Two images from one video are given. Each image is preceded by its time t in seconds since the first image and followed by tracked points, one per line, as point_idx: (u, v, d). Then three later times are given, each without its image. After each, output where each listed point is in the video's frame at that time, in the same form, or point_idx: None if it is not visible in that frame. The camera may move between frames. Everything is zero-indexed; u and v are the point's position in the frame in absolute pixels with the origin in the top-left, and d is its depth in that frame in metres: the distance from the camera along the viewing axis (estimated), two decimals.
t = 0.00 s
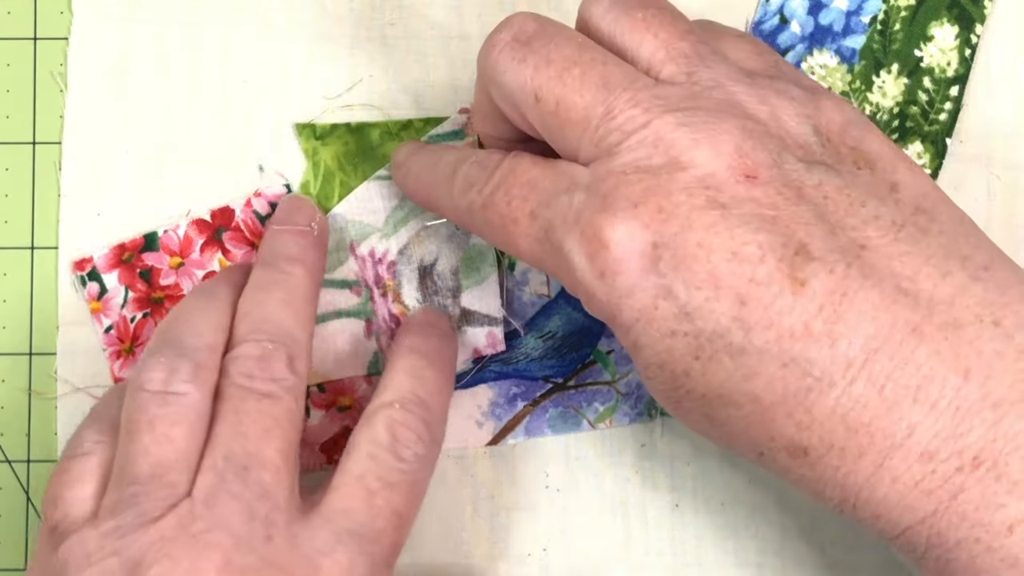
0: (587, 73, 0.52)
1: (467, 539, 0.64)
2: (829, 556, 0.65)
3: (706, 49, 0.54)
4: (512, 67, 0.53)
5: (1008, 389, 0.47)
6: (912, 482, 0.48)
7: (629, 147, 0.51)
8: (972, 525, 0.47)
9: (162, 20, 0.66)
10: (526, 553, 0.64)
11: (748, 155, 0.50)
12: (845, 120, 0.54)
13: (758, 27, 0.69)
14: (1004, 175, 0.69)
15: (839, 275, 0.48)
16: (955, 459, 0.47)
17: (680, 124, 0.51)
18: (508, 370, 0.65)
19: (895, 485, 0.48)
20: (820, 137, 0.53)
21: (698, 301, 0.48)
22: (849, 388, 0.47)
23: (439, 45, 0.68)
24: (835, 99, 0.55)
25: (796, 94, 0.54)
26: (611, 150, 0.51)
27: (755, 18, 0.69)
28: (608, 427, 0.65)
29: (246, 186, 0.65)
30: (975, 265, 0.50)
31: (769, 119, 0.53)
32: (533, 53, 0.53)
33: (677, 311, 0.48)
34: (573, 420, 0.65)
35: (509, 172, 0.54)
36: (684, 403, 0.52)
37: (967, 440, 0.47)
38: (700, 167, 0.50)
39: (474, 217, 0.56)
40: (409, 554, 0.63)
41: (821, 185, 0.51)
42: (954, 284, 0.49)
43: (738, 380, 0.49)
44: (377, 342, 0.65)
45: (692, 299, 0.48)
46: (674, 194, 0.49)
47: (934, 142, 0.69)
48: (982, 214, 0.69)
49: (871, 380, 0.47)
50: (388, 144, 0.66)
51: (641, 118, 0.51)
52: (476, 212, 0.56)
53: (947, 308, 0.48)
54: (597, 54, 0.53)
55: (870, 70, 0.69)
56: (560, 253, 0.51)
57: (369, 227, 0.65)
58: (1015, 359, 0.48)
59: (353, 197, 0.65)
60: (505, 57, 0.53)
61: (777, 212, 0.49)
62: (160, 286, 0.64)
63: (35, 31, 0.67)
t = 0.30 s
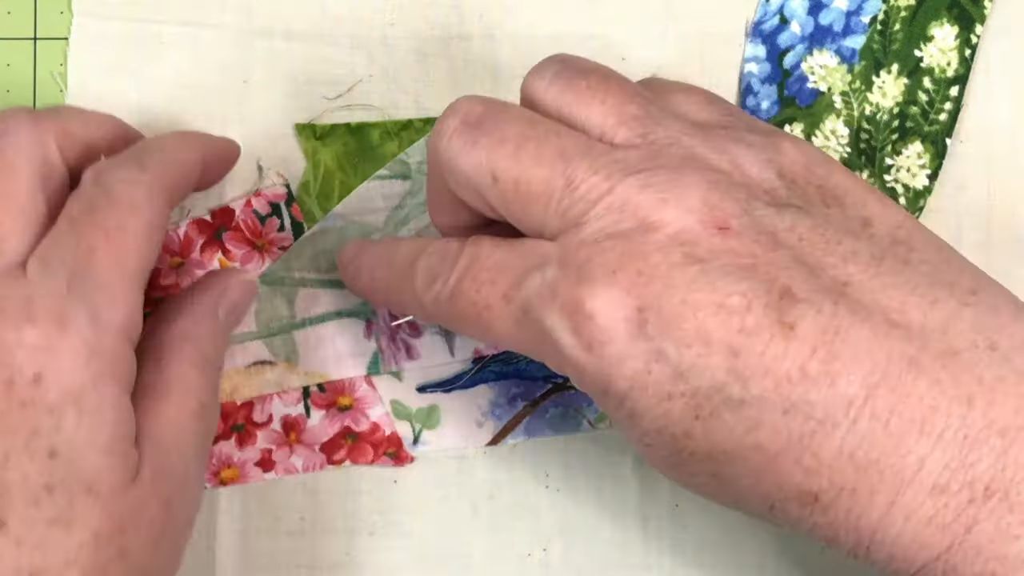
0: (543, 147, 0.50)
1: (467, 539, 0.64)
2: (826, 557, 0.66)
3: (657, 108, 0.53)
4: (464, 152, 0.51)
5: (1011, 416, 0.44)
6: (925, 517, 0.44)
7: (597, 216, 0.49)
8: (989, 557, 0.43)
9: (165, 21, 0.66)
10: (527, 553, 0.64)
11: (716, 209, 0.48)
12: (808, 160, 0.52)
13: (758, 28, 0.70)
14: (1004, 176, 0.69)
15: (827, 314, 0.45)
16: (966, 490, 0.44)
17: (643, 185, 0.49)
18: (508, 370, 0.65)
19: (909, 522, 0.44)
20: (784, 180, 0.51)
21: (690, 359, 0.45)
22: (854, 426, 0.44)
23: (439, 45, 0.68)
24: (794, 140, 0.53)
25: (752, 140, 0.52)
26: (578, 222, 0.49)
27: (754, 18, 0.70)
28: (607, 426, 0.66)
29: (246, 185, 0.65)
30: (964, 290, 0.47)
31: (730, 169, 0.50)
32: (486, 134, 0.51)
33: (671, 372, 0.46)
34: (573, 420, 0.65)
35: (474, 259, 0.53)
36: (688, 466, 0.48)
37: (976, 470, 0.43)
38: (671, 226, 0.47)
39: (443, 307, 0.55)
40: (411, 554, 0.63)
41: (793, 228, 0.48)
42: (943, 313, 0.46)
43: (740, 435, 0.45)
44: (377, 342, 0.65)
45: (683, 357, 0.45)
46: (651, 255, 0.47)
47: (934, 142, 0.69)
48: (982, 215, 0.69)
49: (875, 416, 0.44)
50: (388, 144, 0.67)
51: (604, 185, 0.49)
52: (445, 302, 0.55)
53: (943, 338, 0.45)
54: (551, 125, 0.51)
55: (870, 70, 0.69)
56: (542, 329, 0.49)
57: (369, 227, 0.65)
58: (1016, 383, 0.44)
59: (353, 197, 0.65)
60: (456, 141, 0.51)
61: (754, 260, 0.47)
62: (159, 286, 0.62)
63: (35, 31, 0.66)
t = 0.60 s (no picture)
0: (535, 165, 0.51)
1: (467, 540, 0.64)
2: (831, 557, 0.65)
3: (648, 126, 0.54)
4: (460, 172, 0.53)
5: (1006, 410, 0.43)
6: (920, 512, 0.43)
7: (588, 229, 0.49)
8: (983, 552, 0.42)
9: (165, 20, 0.67)
10: (527, 553, 0.64)
11: (705, 217, 0.48)
12: (799, 171, 0.53)
13: (758, 28, 0.70)
14: (1004, 175, 0.69)
15: (815, 314, 0.45)
16: (961, 484, 0.43)
17: (633, 200, 0.49)
18: (508, 371, 0.65)
19: (904, 517, 0.44)
20: (774, 190, 0.52)
21: (681, 362, 0.45)
22: (844, 424, 0.44)
23: (438, 44, 0.68)
24: (786, 154, 0.54)
25: (745, 153, 0.53)
26: (571, 235, 0.50)
27: (754, 18, 0.70)
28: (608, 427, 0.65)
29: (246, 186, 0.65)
30: (954, 288, 0.46)
31: (720, 182, 0.51)
32: (479, 155, 0.52)
33: (662, 375, 0.46)
34: (573, 421, 0.65)
35: (473, 277, 0.54)
36: (686, 471, 0.48)
37: (971, 464, 0.42)
38: (659, 236, 0.48)
39: (444, 327, 0.56)
40: (411, 555, 0.63)
41: (782, 236, 0.48)
42: (935, 310, 0.45)
43: (731, 435, 0.45)
44: (377, 342, 0.65)
45: (674, 361, 0.45)
46: (638, 262, 0.47)
47: (934, 142, 0.69)
48: (982, 215, 0.69)
49: (864, 412, 0.43)
50: (388, 144, 0.66)
51: (594, 200, 0.50)
52: (446, 319, 0.55)
53: (932, 335, 0.44)
54: (542, 147, 0.52)
55: (870, 70, 0.69)
56: (539, 341, 0.50)
57: (370, 228, 0.66)
58: (1010, 378, 0.43)
59: (353, 198, 0.65)
60: (452, 162, 0.53)
61: (741, 264, 0.47)
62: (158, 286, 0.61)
63: (36, 32, 0.66)
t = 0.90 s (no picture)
0: (539, 163, 0.51)
1: (467, 539, 0.64)
2: (832, 556, 0.65)
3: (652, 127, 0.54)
4: (463, 169, 0.53)
5: (1008, 410, 0.43)
6: (921, 512, 0.43)
7: (590, 228, 0.49)
8: (984, 552, 0.42)
9: (165, 20, 0.67)
10: (526, 553, 0.64)
11: (708, 217, 0.48)
12: (803, 172, 0.53)
13: (758, 28, 0.70)
14: (1004, 175, 0.69)
15: (816, 314, 0.45)
16: (962, 484, 0.43)
17: (635, 199, 0.49)
18: (508, 370, 0.65)
19: (905, 517, 0.44)
20: (777, 190, 0.52)
21: (681, 360, 0.45)
22: (845, 423, 0.44)
23: (437, 44, 0.68)
24: (788, 154, 0.54)
25: (748, 154, 0.53)
26: (573, 234, 0.50)
27: (754, 18, 0.70)
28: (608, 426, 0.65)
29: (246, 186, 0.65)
30: (956, 288, 0.47)
31: (723, 181, 0.51)
32: (482, 152, 0.52)
33: (663, 373, 0.46)
34: (573, 420, 0.65)
35: (476, 275, 0.53)
36: (687, 471, 0.48)
37: (972, 465, 0.42)
38: (661, 236, 0.48)
39: (447, 324, 0.55)
40: (411, 555, 0.63)
41: (784, 236, 0.48)
42: (936, 310, 0.45)
43: (731, 434, 0.45)
44: (377, 342, 0.65)
45: (674, 359, 0.45)
46: (640, 260, 0.47)
47: (934, 142, 0.69)
48: (982, 215, 0.69)
49: (865, 412, 0.43)
50: (388, 144, 0.66)
51: (597, 199, 0.50)
52: (448, 317, 0.55)
53: (934, 335, 0.44)
54: (546, 144, 0.52)
55: (870, 70, 0.69)
56: (541, 339, 0.49)
57: (369, 228, 0.65)
58: (1012, 379, 0.43)
59: (353, 197, 0.65)
60: (456, 159, 0.53)
61: (743, 264, 0.47)
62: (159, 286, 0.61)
63: (35, 31, 0.67)
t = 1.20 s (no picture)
0: (541, 165, 0.51)
1: (467, 540, 0.64)
2: (833, 556, 0.65)
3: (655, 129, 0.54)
4: (466, 171, 0.53)
5: (1011, 412, 0.43)
6: (923, 514, 0.43)
7: (592, 228, 0.49)
8: (986, 554, 0.42)
9: (164, 21, 0.67)
10: (526, 553, 0.64)
11: (710, 218, 0.48)
12: (805, 173, 0.53)
13: (758, 28, 0.70)
14: (1003, 175, 0.69)
15: (817, 315, 0.45)
16: (964, 487, 0.43)
17: (638, 200, 0.49)
18: (508, 370, 0.65)
19: (907, 519, 0.43)
20: (780, 191, 0.52)
21: (681, 361, 0.45)
22: (846, 424, 0.43)
23: (437, 45, 0.68)
24: (791, 156, 0.54)
25: (750, 155, 0.53)
26: (575, 235, 0.50)
27: (754, 18, 0.70)
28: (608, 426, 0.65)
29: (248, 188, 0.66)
30: (958, 290, 0.46)
31: (726, 183, 0.51)
32: (485, 153, 0.52)
33: (663, 374, 0.46)
34: (573, 420, 0.65)
35: (478, 275, 0.54)
36: (687, 472, 0.48)
37: (974, 467, 0.42)
38: (662, 236, 0.48)
39: (449, 324, 0.55)
40: (411, 555, 0.63)
41: (786, 237, 0.48)
42: (938, 313, 0.45)
43: (731, 436, 0.45)
44: (377, 342, 0.65)
45: (675, 360, 0.45)
46: (641, 260, 0.47)
47: (933, 142, 0.69)
48: (982, 215, 0.69)
49: (866, 414, 0.43)
50: (388, 144, 0.66)
51: (599, 200, 0.50)
52: (450, 318, 0.55)
53: (936, 338, 0.44)
54: (548, 146, 0.52)
55: (869, 70, 0.69)
56: (542, 339, 0.49)
57: (369, 228, 0.65)
58: (1014, 381, 0.43)
59: (353, 198, 0.65)
60: (459, 161, 0.53)
61: (745, 265, 0.47)
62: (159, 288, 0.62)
63: (36, 31, 0.67)
